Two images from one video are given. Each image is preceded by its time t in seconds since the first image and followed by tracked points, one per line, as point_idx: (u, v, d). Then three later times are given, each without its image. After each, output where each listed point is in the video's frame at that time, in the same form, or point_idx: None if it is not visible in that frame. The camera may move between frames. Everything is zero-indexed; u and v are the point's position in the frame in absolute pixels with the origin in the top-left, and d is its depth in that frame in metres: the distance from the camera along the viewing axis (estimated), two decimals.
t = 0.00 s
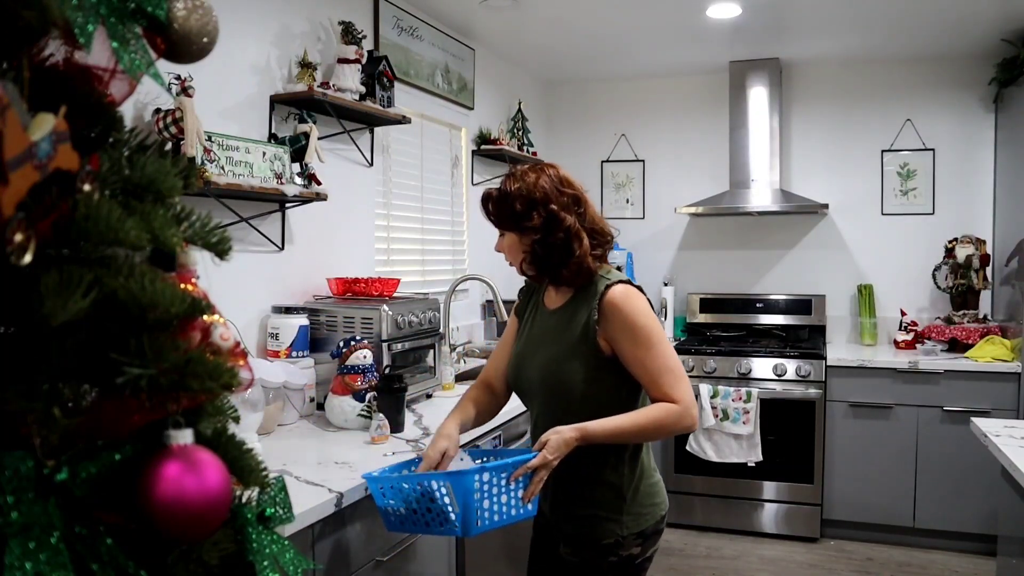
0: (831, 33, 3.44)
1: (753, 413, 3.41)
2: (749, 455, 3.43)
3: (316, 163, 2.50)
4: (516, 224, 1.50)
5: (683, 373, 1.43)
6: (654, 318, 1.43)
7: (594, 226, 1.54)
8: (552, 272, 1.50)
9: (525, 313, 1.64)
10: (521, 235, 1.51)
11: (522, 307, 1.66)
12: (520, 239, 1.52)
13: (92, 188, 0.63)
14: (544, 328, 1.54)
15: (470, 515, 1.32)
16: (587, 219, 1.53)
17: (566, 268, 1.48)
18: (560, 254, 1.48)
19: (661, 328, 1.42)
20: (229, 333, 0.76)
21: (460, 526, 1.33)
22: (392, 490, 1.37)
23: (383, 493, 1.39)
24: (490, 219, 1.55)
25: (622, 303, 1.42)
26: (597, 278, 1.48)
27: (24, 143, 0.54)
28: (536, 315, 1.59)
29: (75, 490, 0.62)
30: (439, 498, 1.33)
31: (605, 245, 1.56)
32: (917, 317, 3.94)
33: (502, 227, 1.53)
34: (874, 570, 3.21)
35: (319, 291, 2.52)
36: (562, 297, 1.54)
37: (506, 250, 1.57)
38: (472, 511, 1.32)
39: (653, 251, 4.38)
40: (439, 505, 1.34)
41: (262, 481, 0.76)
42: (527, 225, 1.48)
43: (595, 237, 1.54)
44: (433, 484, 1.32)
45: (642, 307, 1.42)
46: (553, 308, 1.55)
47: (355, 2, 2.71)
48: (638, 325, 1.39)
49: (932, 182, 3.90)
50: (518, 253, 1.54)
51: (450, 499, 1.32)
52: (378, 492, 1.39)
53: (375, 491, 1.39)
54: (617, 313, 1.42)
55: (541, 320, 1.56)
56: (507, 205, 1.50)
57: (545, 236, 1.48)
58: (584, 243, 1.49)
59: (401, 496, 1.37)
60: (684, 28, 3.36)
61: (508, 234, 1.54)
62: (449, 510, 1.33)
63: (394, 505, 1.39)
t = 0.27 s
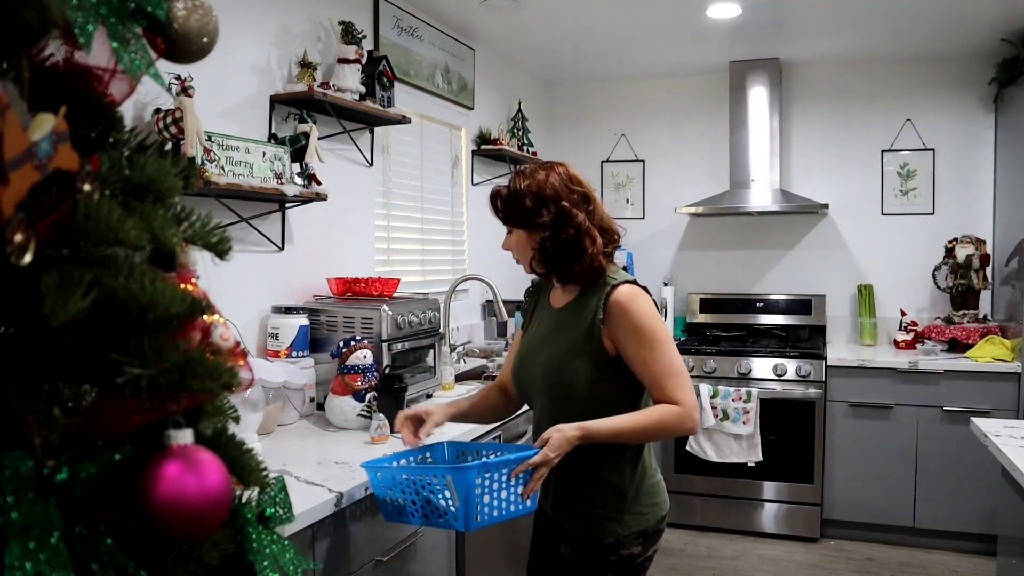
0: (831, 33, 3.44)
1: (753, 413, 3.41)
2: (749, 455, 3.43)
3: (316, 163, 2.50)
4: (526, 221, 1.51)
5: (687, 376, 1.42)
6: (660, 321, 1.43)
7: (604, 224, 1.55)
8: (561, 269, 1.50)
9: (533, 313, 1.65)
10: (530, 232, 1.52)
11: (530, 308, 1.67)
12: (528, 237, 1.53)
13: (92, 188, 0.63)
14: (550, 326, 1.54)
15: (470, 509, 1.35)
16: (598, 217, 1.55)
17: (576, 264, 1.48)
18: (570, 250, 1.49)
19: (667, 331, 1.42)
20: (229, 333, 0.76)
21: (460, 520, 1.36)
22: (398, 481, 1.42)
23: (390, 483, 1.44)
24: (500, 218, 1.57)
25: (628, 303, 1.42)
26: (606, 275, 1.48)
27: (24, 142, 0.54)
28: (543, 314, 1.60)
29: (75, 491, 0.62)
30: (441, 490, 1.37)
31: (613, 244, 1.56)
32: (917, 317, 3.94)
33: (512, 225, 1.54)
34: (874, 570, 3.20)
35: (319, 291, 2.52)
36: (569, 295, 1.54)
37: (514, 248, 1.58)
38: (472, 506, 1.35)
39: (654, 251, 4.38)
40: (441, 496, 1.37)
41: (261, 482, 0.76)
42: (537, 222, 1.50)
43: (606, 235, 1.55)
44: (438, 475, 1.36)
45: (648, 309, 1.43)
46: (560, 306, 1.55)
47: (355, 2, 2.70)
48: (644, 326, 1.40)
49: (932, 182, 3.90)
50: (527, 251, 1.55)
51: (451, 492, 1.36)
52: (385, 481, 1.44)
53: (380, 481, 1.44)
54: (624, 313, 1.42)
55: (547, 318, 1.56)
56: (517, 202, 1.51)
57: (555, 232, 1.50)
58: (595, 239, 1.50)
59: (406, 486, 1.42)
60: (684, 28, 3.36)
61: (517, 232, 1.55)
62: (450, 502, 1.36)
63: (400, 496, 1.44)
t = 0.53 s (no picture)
0: (830, 33, 3.44)
1: (753, 413, 3.41)
2: (749, 455, 3.43)
3: (316, 163, 2.50)
4: (532, 221, 1.50)
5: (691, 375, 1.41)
6: (664, 319, 1.43)
7: (609, 224, 1.55)
8: (567, 270, 1.50)
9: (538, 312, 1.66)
10: (536, 232, 1.51)
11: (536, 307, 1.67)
12: (534, 237, 1.52)
13: (92, 188, 0.62)
14: (554, 325, 1.55)
15: (473, 502, 1.36)
16: (603, 217, 1.54)
17: (581, 265, 1.48)
18: (576, 250, 1.48)
19: (671, 330, 1.42)
20: (229, 333, 0.76)
21: (462, 513, 1.37)
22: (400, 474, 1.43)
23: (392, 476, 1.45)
24: (504, 217, 1.55)
25: (631, 302, 1.43)
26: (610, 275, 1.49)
27: (24, 143, 0.54)
28: (547, 313, 1.60)
29: (75, 491, 0.62)
30: (444, 483, 1.38)
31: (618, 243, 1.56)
32: (917, 317, 3.94)
33: (517, 224, 1.53)
34: (874, 570, 3.20)
35: (319, 291, 2.52)
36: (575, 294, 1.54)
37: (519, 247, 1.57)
38: (474, 498, 1.36)
39: (654, 251, 4.38)
40: (444, 489, 1.38)
41: (261, 482, 0.76)
42: (543, 221, 1.49)
43: (611, 234, 1.55)
44: (441, 468, 1.37)
45: (652, 308, 1.43)
46: (564, 305, 1.56)
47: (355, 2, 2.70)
48: (647, 323, 1.40)
49: (932, 182, 3.90)
50: (532, 250, 1.54)
51: (453, 485, 1.37)
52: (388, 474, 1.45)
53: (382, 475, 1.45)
54: (627, 311, 1.42)
55: (551, 317, 1.57)
56: (522, 202, 1.50)
57: (561, 233, 1.49)
58: (600, 240, 1.50)
59: (409, 479, 1.43)
60: (684, 28, 3.36)
61: (523, 231, 1.54)
62: (453, 495, 1.37)
63: (402, 489, 1.44)
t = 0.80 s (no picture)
0: (830, 33, 3.44)
1: (753, 413, 3.41)
2: (749, 455, 3.43)
3: (316, 163, 2.50)
4: (552, 219, 1.49)
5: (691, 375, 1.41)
6: (664, 319, 1.43)
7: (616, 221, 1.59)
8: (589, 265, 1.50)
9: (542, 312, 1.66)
10: (555, 231, 1.51)
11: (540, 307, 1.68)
12: (552, 235, 1.51)
13: (92, 188, 0.62)
14: (556, 324, 1.55)
15: (470, 501, 1.36)
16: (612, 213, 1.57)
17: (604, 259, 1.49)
18: (599, 244, 1.50)
19: (671, 329, 1.42)
20: (229, 333, 0.77)
21: (459, 512, 1.37)
22: (399, 472, 1.44)
23: (391, 474, 1.45)
24: (515, 219, 1.52)
25: (631, 301, 1.43)
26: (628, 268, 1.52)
27: (23, 143, 0.54)
28: (550, 313, 1.61)
29: (75, 491, 0.62)
30: (441, 482, 1.38)
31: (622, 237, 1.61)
32: (917, 317, 3.94)
33: (533, 225, 1.51)
34: (874, 570, 3.20)
35: (319, 291, 2.52)
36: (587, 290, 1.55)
37: (531, 249, 1.54)
38: (471, 497, 1.36)
39: (654, 251, 4.38)
40: (442, 488, 1.38)
41: (261, 481, 0.76)
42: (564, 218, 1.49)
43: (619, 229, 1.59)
44: (438, 467, 1.37)
45: (652, 307, 1.43)
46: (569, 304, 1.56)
47: (355, 3, 2.71)
48: (645, 323, 1.40)
49: (932, 182, 3.90)
50: (550, 250, 1.53)
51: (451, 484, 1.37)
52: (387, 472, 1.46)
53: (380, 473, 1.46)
54: (627, 311, 1.42)
55: (554, 317, 1.57)
56: (540, 201, 1.48)
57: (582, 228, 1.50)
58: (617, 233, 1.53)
59: (408, 477, 1.43)
60: (684, 28, 3.36)
61: (538, 231, 1.52)
62: (451, 495, 1.37)
63: (401, 487, 1.45)
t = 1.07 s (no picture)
0: (830, 33, 3.44)
1: (753, 413, 3.41)
2: (749, 455, 3.43)
3: (316, 163, 2.50)
4: (564, 217, 1.49)
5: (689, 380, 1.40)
6: (665, 323, 1.42)
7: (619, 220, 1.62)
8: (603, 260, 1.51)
9: (547, 312, 1.66)
10: (567, 227, 1.51)
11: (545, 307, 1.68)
12: (565, 233, 1.52)
13: (92, 188, 0.62)
14: (561, 323, 1.56)
15: (460, 497, 1.39)
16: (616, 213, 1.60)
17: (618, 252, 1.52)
18: (611, 242, 1.51)
19: (671, 333, 1.41)
20: (229, 333, 0.77)
21: (450, 506, 1.40)
22: (395, 465, 1.47)
23: (388, 467, 1.49)
24: (527, 219, 1.52)
25: (632, 303, 1.42)
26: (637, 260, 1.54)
27: (24, 143, 0.54)
28: (556, 312, 1.61)
29: (75, 491, 0.62)
30: (434, 477, 1.41)
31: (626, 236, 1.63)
32: (917, 317, 3.94)
33: (546, 224, 1.51)
34: (874, 570, 3.20)
35: (319, 291, 2.52)
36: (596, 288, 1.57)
37: (542, 249, 1.54)
38: (461, 493, 1.38)
39: (654, 251, 4.38)
40: (434, 483, 1.41)
41: (261, 481, 0.76)
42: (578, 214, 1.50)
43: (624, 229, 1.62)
44: (430, 462, 1.40)
45: (654, 310, 1.42)
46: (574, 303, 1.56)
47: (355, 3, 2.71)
48: (645, 325, 1.39)
49: (932, 183, 3.90)
50: (562, 247, 1.53)
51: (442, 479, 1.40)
52: (385, 465, 1.49)
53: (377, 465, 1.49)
54: (628, 313, 1.41)
55: (560, 316, 1.58)
56: (553, 200, 1.48)
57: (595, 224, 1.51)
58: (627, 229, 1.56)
59: (403, 470, 1.46)
60: (684, 28, 3.36)
61: (549, 231, 1.52)
62: (442, 490, 1.40)
63: (398, 480, 1.48)
